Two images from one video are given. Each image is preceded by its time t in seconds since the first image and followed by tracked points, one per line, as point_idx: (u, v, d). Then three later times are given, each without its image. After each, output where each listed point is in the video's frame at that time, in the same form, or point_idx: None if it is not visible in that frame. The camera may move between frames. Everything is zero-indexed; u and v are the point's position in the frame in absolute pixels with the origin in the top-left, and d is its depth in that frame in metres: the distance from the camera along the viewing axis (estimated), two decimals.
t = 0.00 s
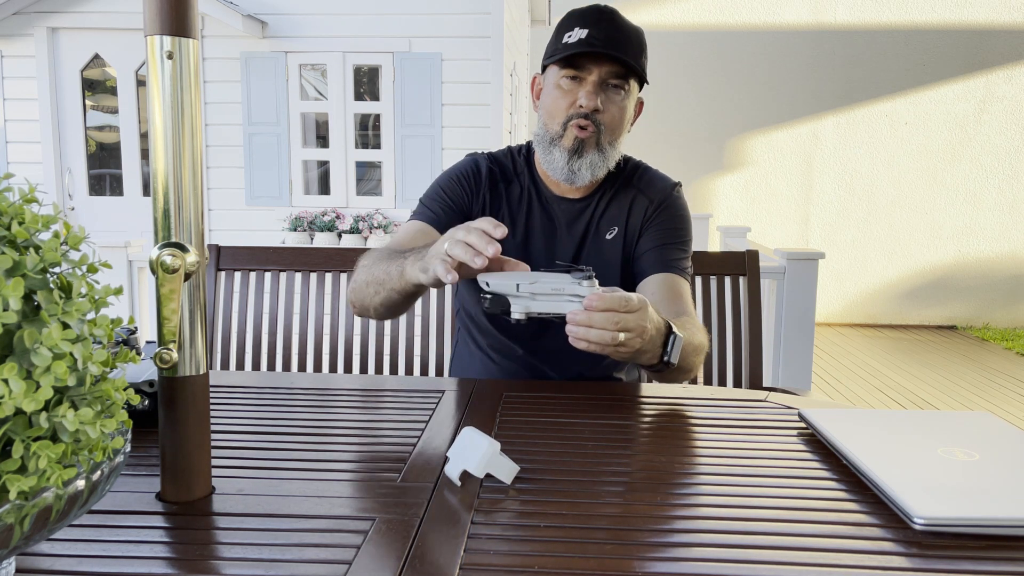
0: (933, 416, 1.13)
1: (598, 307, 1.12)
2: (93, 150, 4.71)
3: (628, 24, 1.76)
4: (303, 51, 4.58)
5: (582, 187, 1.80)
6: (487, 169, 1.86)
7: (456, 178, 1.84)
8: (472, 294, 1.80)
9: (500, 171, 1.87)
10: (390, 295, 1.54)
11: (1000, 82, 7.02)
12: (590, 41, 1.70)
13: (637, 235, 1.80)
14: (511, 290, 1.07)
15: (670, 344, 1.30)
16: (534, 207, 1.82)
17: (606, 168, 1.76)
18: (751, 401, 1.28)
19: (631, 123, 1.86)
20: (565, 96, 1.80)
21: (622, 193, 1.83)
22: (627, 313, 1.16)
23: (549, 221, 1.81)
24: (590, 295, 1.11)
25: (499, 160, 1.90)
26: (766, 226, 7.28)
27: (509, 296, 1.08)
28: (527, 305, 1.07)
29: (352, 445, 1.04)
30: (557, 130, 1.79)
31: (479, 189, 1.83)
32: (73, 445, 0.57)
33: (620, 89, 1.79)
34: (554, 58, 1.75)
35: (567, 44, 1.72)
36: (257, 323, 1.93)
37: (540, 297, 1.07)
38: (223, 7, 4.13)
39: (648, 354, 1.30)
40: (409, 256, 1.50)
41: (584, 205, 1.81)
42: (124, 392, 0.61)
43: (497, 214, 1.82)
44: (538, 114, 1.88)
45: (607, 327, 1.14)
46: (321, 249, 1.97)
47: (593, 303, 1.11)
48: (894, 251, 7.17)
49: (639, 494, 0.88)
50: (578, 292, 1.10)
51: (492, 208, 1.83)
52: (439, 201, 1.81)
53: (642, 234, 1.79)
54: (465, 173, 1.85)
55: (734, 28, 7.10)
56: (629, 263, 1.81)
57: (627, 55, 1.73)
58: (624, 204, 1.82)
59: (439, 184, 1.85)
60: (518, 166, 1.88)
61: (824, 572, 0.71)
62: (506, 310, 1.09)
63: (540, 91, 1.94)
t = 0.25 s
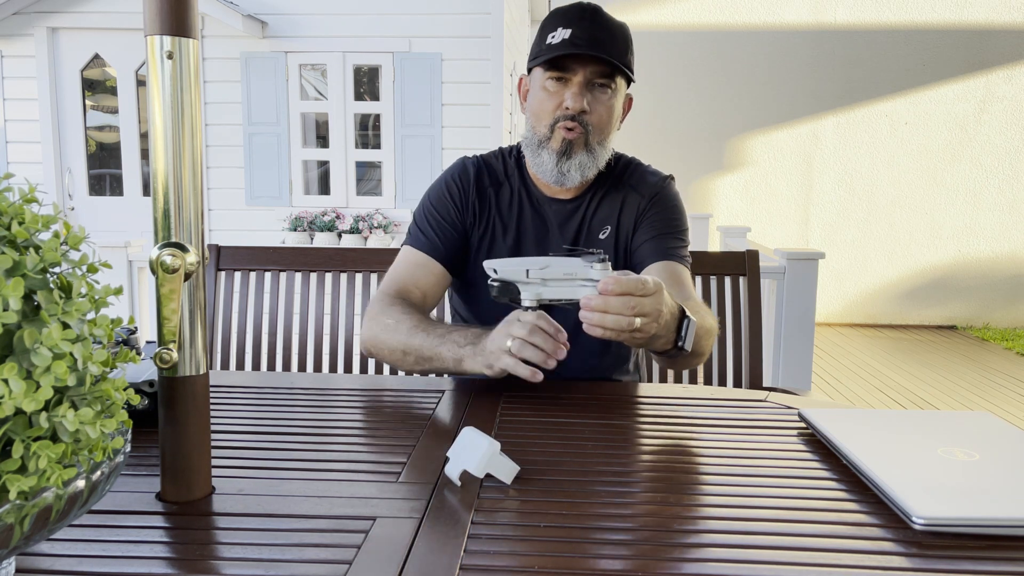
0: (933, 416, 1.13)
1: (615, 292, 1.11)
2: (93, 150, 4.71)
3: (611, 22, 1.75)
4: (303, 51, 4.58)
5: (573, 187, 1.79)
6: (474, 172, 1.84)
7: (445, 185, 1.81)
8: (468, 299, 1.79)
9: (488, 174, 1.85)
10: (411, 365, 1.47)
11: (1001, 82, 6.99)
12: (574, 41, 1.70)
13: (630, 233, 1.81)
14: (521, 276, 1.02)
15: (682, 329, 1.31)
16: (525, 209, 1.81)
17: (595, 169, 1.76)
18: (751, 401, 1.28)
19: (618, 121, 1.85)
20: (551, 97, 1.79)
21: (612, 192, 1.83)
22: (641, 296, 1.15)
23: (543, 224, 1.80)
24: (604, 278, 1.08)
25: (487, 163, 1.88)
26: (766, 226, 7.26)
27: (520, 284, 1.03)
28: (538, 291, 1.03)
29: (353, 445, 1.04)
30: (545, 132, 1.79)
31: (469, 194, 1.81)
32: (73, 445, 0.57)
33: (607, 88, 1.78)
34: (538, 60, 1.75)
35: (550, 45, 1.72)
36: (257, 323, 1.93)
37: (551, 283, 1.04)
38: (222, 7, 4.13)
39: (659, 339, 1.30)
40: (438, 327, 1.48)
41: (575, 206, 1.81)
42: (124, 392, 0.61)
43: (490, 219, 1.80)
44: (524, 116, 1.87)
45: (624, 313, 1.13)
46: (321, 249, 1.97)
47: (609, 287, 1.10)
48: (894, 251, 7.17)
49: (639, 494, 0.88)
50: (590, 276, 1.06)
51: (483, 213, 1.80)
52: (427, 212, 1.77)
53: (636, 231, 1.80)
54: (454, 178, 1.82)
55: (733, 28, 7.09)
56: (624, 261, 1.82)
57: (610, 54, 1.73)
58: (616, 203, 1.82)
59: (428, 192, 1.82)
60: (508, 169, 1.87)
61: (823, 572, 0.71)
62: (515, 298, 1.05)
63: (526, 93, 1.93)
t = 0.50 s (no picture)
0: (933, 416, 1.13)
1: (633, 248, 1.09)
2: (93, 150, 4.71)
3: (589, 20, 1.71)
4: (303, 51, 4.58)
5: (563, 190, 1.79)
6: (465, 174, 1.81)
7: (437, 191, 1.77)
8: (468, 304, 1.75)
9: (478, 176, 1.82)
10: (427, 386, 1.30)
11: (1000, 82, 6.74)
12: (553, 43, 1.66)
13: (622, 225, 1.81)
14: (533, 237, 0.98)
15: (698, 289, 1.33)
16: (517, 210, 1.80)
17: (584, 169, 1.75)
18: (751, 401, 1.28)
19: (604, 119, 1.81)
20: (535, 101, 1.75)
21: (601, 190, 1.84)
22: (659, 252, 1.12)
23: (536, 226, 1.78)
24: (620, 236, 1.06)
25: (476, 164, 1.85)
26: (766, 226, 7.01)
27: (530, 246, 0.99)
28: (551, 252, 0.98)
29: (353, 445, 1.04)
30: (529, 137, 1.75)
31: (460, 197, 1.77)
32: (73, 444, 0.57)
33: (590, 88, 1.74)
34: (518, 65, 1.71)
35: (530, 48, 1.68)
36: (257, 324, 1.92)
37: (564, 242, 0.99)
38: (223, 7, 4.13)
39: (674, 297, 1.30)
40: (461, 355, 1.35)
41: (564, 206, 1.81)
42: (124, 391, 0.61)
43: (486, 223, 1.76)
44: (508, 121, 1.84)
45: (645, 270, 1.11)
46: (321, 250, 1.96)
47: (628, 243, 1.07)
48: (894, 252, 6.96)
49: (640, 494, 0.87)
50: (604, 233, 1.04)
51: (477, 217, 1.77)
52: (424, 217, 1.72)
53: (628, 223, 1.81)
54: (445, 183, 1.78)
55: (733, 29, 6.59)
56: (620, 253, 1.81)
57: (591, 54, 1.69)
58: (604, 199, 1.83)
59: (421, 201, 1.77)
60: (497, 169, 1.84)
61: (824, 572, 0.71)
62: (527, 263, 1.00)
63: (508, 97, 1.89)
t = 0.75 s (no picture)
0: (934, 416, 1.13)
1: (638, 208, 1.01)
2: (93, 150, 4.71)
3: (561, 28, 1.65)
4: (303, 51, 4.59)
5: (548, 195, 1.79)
6: (450, 176, 1.76)
7: (421, 196, 1.71)
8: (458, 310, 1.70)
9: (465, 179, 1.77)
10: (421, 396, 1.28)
11: (1001, 82, 6.56)
12: (528, 58, 1.61)
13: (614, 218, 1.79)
14: (526, 202, 0.92)
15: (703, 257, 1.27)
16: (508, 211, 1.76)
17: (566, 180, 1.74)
18: (751, 401, 1.28)
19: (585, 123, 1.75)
20: (513, 116, 1.69)
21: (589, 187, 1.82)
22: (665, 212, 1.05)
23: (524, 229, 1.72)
24: (622, 194, 1.00)
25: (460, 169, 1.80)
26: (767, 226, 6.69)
27: (524, 212, 0.93)
28: (547, 216, 0.92)
29: (353, 446, 1.04)
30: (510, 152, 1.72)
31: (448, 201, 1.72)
32: (73, 445, 0.57)
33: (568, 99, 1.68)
34: (493, 80, 1.65)
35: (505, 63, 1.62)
36: (257, 324, 1.92)
37: (561, 206, 0.93)
38: (222, 7, 4.13)
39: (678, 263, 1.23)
40: (452, 362, 1.33)
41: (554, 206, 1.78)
42: (124, 391, 0.62)
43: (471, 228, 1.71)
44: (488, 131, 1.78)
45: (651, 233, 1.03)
46: (321, 250, 1.96)
47: (631, 202, 1.00)
48: (894, 251, 6.72)
49: (639, 494, 0.87)
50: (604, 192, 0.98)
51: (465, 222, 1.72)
52: (409, 224, 1.67)
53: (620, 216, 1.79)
54: (429, 188, 1.73)
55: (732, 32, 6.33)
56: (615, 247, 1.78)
57: (567, 65, 1.63)
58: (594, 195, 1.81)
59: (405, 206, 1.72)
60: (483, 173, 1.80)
61: (823, 571, 0.71)
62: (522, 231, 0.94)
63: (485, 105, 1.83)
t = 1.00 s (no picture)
0: (934, 415, 1.13)
1: (644, 182, 0.93)
2: (93, 150, 4.71)
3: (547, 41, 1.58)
4: (303, 51, 4.59)
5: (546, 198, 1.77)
6: (443, 176, 1.74)
7: (412, 197, 1.70)
8: (450, 311, 1.69)
9: (459, 177, 1.74)
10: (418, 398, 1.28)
11: (1001, 82, 6.52)
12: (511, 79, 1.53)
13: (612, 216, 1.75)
14: (525, 179, 0.89)
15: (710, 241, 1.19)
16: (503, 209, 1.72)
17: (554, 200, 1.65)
18: (751, 401, 1.28)
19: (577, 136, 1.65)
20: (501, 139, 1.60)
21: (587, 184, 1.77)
22: (675, 189, 0.97)
23: (513, 233, 1.69)
24: (628, 170, 0.92)
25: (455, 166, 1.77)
26: (766, 226, 6.66)
27: (522, 189, 0.90)
28: (546, 194, 0.89)
29: (352, 446, 1.04)
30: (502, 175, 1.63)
31: (442, 202, 1.70)
32: (73, 444, 0.57)
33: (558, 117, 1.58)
34: (477, 98, 1.57)
35: (489, 81, 1.55)
36: (257, 323, 1.92)
37: (562, 183, 0.89)
38: (222, 7, 4.13)
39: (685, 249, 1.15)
40: (448, 363, 1.32)
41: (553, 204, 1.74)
42: (124, 392, 0.62)
43: (461, 231, 1.69)
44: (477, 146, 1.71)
45: (659, 213, 0.95)
46: (320, 250, 1.96)
47: (638, 178, 0.93)
48: (893, 251, 6.70)
49: (638, 494, 0.87)
50: (610, 168, 0.92)
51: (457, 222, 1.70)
52: (402, 227, 1.67)
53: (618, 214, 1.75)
54: (421, 189, 1.71)
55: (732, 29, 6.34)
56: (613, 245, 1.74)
57: (556, 82, 1.55)
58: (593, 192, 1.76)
59: (398, 207, 1.71)
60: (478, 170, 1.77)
61: (823, 571, 0.71)
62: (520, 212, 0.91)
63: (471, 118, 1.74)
